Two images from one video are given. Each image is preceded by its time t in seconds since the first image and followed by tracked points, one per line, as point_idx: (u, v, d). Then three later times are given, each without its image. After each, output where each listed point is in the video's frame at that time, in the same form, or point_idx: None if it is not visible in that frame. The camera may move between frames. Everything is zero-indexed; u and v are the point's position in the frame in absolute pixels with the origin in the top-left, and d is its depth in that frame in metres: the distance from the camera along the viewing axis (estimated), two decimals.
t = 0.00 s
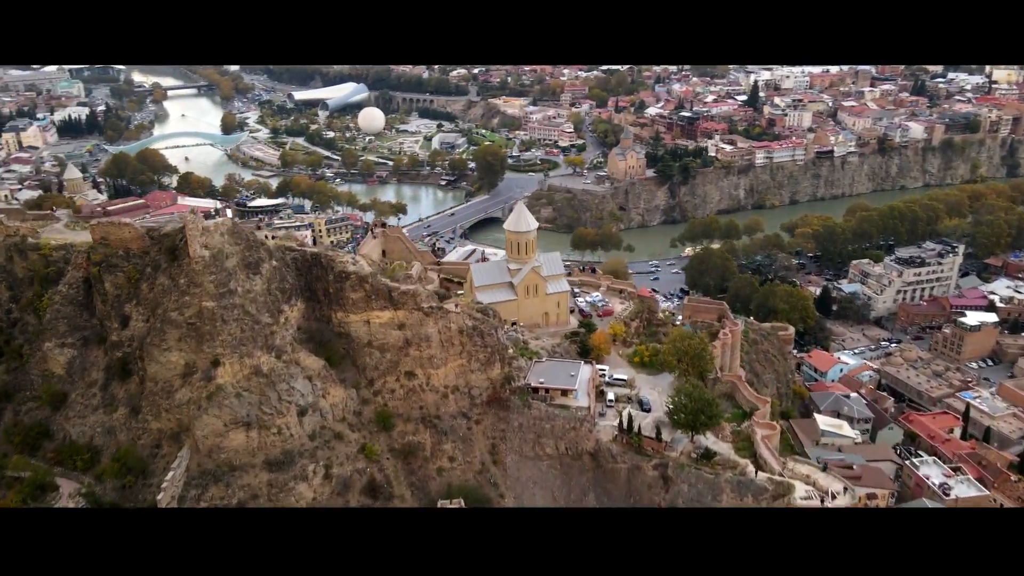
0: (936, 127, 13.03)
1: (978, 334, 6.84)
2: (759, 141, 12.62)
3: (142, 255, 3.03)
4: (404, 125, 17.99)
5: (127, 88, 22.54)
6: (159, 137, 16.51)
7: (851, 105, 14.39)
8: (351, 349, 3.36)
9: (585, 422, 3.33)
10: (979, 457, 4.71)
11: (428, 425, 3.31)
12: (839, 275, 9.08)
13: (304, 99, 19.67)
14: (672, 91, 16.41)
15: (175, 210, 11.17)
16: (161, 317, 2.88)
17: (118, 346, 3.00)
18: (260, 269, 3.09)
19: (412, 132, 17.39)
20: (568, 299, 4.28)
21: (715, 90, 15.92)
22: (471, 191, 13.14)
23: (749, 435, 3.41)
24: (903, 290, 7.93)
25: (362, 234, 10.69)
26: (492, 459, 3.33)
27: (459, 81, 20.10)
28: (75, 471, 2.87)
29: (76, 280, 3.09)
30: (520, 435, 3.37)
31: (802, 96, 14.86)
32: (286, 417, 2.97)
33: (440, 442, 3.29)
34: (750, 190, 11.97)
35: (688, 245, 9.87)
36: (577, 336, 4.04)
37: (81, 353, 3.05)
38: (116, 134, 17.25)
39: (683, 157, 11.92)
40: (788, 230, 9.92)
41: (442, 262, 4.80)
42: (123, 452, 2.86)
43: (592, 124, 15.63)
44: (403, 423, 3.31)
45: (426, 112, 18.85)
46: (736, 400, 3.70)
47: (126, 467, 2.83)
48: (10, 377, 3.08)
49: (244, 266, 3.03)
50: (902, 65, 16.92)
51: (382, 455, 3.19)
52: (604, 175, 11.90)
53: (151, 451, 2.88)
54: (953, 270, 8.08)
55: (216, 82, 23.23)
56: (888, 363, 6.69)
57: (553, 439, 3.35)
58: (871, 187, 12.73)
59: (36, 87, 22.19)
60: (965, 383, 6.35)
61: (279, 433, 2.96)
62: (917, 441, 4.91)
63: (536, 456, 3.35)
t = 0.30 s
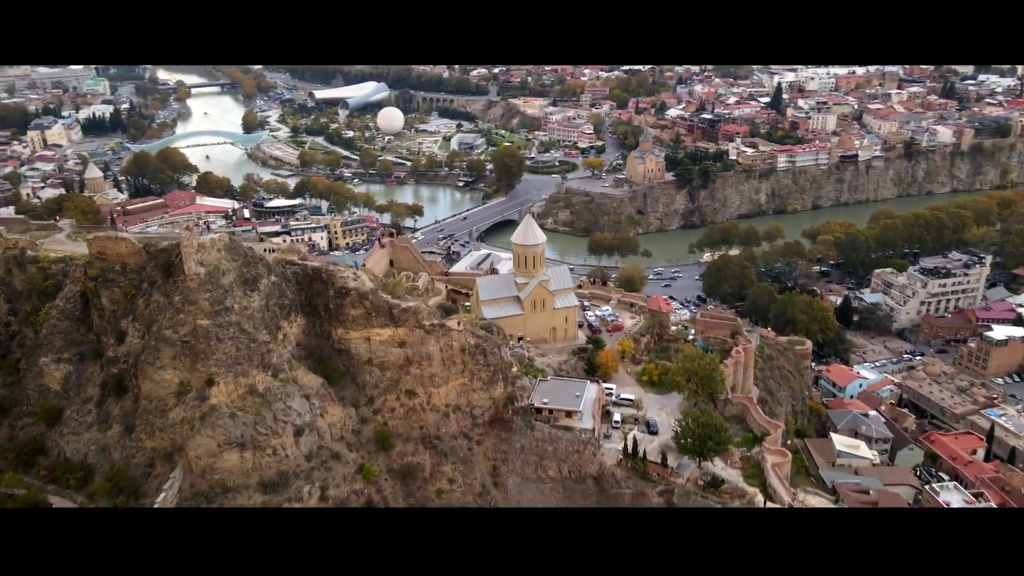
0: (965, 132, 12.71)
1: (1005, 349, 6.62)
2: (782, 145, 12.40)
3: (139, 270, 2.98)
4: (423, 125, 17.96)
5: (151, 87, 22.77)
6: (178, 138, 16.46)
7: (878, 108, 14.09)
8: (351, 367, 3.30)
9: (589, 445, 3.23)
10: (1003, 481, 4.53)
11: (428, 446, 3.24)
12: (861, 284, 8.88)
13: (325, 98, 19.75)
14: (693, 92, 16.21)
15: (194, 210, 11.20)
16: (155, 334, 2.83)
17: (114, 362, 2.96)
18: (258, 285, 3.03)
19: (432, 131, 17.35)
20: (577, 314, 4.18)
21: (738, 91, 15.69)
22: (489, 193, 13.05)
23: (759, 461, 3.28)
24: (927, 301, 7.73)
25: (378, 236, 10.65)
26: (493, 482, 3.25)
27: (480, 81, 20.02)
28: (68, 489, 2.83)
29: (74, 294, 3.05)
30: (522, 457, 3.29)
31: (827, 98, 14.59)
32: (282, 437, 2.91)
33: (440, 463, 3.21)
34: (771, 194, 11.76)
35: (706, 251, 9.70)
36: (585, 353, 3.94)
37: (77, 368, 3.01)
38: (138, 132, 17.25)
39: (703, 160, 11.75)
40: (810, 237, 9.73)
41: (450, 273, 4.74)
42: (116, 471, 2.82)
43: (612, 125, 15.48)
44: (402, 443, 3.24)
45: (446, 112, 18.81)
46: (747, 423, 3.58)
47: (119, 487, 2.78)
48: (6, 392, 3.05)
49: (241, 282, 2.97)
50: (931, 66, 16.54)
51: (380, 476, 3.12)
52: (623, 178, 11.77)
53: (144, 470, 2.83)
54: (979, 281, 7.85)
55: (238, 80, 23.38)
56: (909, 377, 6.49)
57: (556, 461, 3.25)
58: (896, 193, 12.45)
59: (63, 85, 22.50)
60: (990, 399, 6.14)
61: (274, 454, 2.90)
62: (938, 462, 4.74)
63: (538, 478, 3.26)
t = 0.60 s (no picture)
0: (995, 138, 12.39)
1: None
2: (804, 151, 12.20)
3: (135, 287, 2.94)
4: (443, 127, 17.94)
5: (176, 87, 23.01)
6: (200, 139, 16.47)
7: (905, 113, 13.80)
8: (349, 386, 3.24)
9: (592, 472, 3.12)
10: None
11: (426, 469, 3.16)
12: (884, 296, 8.67)
13: (346, 99, 19.83)
14: (715, 96, 16.01)
15: (212, 212, 11.23)
16: (149, 355, 2.78)
17: (108, 381, 2.92)
18: (255, 304, 2.98)
19: (451, 134, 17.32)
20: (584, 331, 4.09)
21: (761, 95, 15.46)
22: (506, 197, 12.97)
23: (768, 492, 3.16)
24: (952, 315, 7.52)
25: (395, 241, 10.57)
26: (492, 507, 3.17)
27: (500, 83, 19.94)
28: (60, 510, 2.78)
29: (70, 310, 3.02)
30: (523, 482, 3.20)
31: (852, 103, 14.32)
32: (276, 460, 2.85)
33: (438, 488, 3.13)
34: (793, 202, 11.55)
35: (725, 259, 9.53)
36: (592, 373, 3.84)
37: (72, 386, 2.97)
38: (161, 132, 17.36)
39: (724, 166, 11.59)
40: (833, 246, 9.52)
41: (458, 286, 4.67)
42: (107, 493, 2.77)
43: (632, 129, 15.34)
44: (401, 466, 3.17)
45: (466, 114, 18.79)
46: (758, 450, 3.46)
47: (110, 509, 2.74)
48: (3, 409, 3.03)
49: (237, 301, 2.93)
50: (961, 70, 16.17)
51: (376, 500, 3.04)
52: (642, 184, 11.65)
53: (136, 492, 2.79)
54: (1007, 296, 7.63)
55: (261, 80, 23.57)
56: (932, 395, 6.28)
57: (557, 488, 3.15)
58: (922, 201, 12.16)
59: (89, 85, 22.83)
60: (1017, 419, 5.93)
61: (268, 477, 2.84)
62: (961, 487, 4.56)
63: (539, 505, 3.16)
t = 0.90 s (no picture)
0: None
1: None
2: (828, 157, 11.98)
3: (131, 305, 2.90)
4: (463, 129, 17.90)
5: (200, 88, 23.23)
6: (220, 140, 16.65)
7: (933, 118, 13.48)
8: (347, 407, 3.18)
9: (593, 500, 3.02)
10: None
11: (424, 493, 3.09)
12: (907, 308, 8.46)
13: (367, 100, 19.87)
14: (738, 99, 15.79)
15: (230, 214, 11.29)
16: (141, 376, 2.74)
17: (103, 400, 2.88)
18: (251, 323, 2.94)
19: (471, 136, 17.27)
20: (592, 349, 3.99)
21: (784, 100, 15.23)
22: (524, 202, 12.89)
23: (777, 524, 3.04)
24: (977, 331, 7.31)
25: (410, 245, 10.52)
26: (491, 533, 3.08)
27: (520, 86, 19.84)
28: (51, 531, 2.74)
29: (66, 327, 2.98)
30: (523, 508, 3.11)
31: (878, 108, 14.03)
32: (269, 483, 2.79)
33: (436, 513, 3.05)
34: (816, 209, 11.33)
35: (744, 268, 9.37)
36: (599, 393, 3.75)
37: (67, 405, 2.94)
38: (183, 133, 17.50)
39: (745, 173, 11.41)
40: (855, 255, 9.32)
41: (465, 300, 4.61)
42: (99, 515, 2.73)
43: (652, 133, 15.18)
44: (398, 489, 3.09)
45: (486, 116, 18.73)
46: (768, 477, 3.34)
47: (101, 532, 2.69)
48: None
49: (233, 321, 2.88)
50: (993, 74, 15.76)
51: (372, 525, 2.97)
52: (661, 190, 11.51)
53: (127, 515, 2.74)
54: None
55: (284, 81, 23.72)
56: (955, 413, 6.04)
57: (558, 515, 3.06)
58: (949, 209, 11.84)
59: (116, 85, 23.13)
60: None
61: (261, 501, 2.78)
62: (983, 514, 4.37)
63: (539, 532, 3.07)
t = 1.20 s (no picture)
0: None
1: None
2: (852, 164, 11.75)
3: (126, 324, 2.86)
4: (483, 132, 17.84)
5: (224, 88, 23.44)
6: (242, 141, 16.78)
7: (962, 124, 13.15)
8: (345, 428, 3.12)
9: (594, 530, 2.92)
10: None
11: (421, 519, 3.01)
12: (932, 321, 8.23)
13: (388, 101, 19.90)
14: (761, 104, 15.56)
15: (248, 216, 11.33)
16: (133, 397, 2.70)
17: (97, 419, 2.84)
18: (247, 342, 2.89)
19: (491, 139, 17.21)
20: (599, 368, 3.90)
21: (809, 104, 14.97)
22: (542, 206, 12.79)
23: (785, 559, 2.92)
24: (1005, 347, 7.07)
25: (426, 250, 10.46)
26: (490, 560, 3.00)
27: (542, 88, 19.72)
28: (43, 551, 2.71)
29: (63, 344, 2.95)
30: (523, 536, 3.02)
31: (906, 113, 13.71)
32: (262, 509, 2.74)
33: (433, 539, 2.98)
34: (839, 217, 11.10)
35: (763, 278, 9.19)
36: (606, 415, 3.65)
37: (63, 423, 2.91)
38: (206, 134, 17.63)
39: (767, 180, 11.23)
40: (879, 266, 9.10)
41: (472, 314, 4.54)
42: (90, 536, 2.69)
43: (674, 137, 14.99)
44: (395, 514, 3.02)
45: (506, 118, 18.65)
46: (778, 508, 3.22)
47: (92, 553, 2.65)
48: None
49: (229, 341, 2.84)
50: None
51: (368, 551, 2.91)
52: (680, 196, 11.36)
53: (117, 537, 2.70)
54: None
55: (307, 82, 23.86)
56: (980, 433, 5.83)
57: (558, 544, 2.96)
58: (979, 219, 11.52)
59: (142, 86, 23.39)
60: None
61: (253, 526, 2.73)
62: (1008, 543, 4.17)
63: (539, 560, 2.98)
